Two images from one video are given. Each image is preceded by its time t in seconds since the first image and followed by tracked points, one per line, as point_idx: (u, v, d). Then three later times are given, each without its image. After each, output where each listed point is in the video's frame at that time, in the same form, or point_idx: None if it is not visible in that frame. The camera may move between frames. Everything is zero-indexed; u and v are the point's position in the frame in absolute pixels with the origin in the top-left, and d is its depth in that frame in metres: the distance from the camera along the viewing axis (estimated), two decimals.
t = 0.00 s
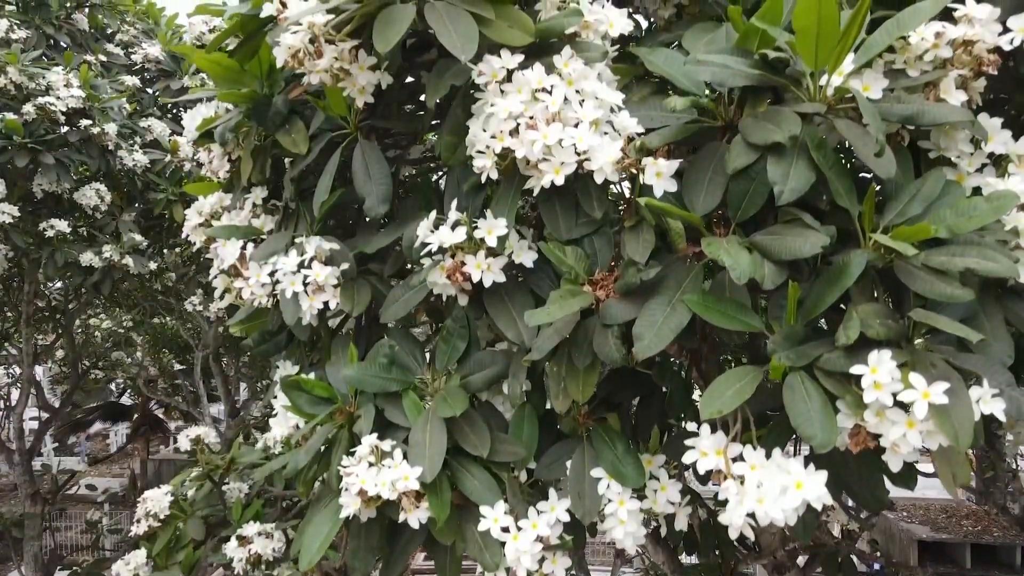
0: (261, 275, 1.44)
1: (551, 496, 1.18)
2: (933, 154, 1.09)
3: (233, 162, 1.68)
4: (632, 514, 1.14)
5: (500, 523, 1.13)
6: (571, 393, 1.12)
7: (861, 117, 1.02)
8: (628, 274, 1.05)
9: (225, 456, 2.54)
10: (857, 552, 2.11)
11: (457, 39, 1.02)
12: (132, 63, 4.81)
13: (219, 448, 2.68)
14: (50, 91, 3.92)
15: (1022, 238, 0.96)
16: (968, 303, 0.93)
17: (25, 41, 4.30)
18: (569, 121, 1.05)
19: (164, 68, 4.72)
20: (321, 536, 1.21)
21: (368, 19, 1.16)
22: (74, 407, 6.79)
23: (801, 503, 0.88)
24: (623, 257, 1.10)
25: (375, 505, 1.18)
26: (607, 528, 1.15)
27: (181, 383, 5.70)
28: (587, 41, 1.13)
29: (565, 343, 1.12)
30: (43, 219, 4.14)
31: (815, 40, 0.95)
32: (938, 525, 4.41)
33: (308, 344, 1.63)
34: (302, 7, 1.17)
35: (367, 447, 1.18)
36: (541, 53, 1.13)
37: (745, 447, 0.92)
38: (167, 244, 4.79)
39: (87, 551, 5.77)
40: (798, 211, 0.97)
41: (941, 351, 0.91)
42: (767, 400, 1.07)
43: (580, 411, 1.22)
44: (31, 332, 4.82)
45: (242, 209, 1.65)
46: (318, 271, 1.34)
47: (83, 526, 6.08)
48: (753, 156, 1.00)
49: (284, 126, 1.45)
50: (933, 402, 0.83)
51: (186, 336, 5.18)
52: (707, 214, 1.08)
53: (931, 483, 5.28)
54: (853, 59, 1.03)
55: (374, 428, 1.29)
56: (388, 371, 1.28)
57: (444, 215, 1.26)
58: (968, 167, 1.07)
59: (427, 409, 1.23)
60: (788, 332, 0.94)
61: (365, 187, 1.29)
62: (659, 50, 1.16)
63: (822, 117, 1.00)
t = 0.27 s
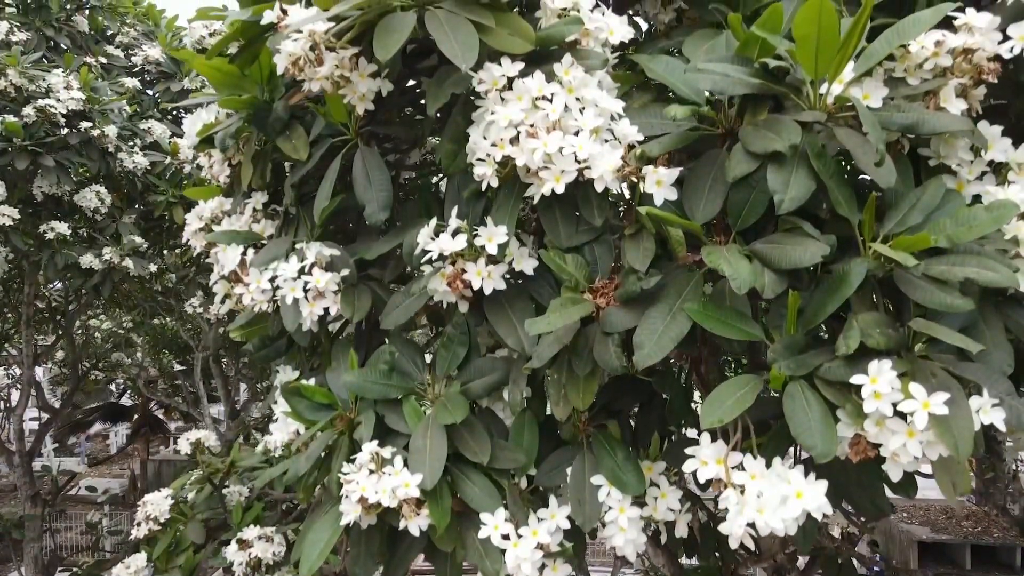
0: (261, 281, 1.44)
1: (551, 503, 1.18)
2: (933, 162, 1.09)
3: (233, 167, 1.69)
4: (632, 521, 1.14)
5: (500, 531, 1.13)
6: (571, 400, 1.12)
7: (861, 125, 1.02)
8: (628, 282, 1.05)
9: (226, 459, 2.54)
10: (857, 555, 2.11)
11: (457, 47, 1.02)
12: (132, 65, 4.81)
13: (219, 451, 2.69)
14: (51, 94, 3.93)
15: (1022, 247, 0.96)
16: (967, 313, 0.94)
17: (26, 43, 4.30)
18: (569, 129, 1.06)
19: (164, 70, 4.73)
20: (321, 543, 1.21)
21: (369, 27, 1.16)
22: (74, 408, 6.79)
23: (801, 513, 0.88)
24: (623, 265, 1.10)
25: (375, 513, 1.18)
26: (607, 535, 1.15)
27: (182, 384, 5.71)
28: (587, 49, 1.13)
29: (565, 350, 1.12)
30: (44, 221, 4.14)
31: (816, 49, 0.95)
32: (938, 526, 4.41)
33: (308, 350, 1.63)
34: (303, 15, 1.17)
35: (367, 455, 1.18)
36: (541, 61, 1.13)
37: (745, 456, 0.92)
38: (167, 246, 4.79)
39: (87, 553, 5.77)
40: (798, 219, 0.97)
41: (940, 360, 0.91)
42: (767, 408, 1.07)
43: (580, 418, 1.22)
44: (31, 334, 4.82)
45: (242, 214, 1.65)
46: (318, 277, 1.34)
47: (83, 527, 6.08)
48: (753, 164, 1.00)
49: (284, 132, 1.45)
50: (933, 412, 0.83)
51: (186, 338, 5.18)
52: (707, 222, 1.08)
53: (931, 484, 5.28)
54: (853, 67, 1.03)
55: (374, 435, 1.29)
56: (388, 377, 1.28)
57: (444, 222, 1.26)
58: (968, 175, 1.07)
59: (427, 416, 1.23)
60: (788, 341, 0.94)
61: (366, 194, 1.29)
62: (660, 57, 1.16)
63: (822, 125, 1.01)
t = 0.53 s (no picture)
0: (261, 290, 1.44)
1: (551, 515, 1.18)
2: (933, 174, 1.09)
3: (233, 176, 1.69)
4: (632, 533, 1.14)
5: (500, 543, 1.13)
6: (571, 413, 1.12)
7: (860, 139, 1.02)
8: (628, 295, 1.05)
9: (226, 465, 2.53)
10: (858, 560, 2.10)
11: (457, 60, 1.02)
12: (132, 68, 4.81)
13: (219, 456, 2.68)
14: (51, 97, 3.93)
15: (1022, 261, 0.96)
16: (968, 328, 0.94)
17: (26, 46, 4.30)
18: (570, 142, 1.06)
19: (164, 73, 4.73)
20: (321, 555, 1.21)
21: (369, 39, 1.16)
22: (74, 410, 6.79)
23: (802, 529, 0.88)
24: (623, 278, 1.10)
25: (375, 525, 1.18)
26: (607, 547, 1.15)
27: (182, 387, 5.71)
28: (587, 61, 1.13)
29: (565, 362, 1.12)
30: (43, 224, 4.14)
31: (816, 63, 0.95)
32: (938, 528, 4.42)
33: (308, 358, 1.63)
34: (303, 25, 1.17)
35: (367, 467, 1.18)
36: (541, 73, 1.13)
37: (746, 472, 0.92)
38: (167, 249, 4.79)
39: (87, 555, 5.77)
40: (798, 234, 0.98)
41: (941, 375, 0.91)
42: (768, 421, 1.07)
43: (580, 429, 1.22)
44: (31, 337, 4.82)
45: (242, 222, 1.65)
46: (318, 287, 1.34)
47: (83, 530, 6.08)
48: (753, 178, 1.00)
49: (285, 141, 1.45)
50: (933, 429, 0.83)
51: (187, 341, 5.18)
52: (707, 235, 1.08)
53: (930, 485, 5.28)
54: (853, 81, 1.03)
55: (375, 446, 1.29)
56: (389, 388, 1.28)
57: (445, 233, 1.26)
58: (967, 188, 1.07)
59: (428, 427, 1.23)
60: (788, 355, 0.94)
61: (366, 204, 1.29)
62: (660, 69, 1.16)
63: (822, 139, 1.01)
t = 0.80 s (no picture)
0: (261, 303, 1.44)
1: (551, 531, 1.18)
2: (933, 190, 1.09)
3: (233, 186, 1.69)
4: (632, 549, 1.14)
5: (500, 559, 1.13)
6: (571, 429, 1.12)
7: (860, 157, 1.02)
8: (628, 313, 1.05)
9: (226, 471, 2.53)
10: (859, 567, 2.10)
11: (457, 78, 1.02)
12: (132, 71, 4.81)
13: (220, 463, 2.69)
14: (51, 102, 3.93)
15: (1022, 280, 0.96)
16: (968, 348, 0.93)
17: (26, 50, 4.31)
18: (569, 159, 1.05)
19: (164, 77, 4.74)
20: (321, 571, 1.21)
21: (369, 55, 1.16)
22: (74, 413, 6.79)
23: (802, 550, 0.88)
24: (623, 294, 1.10)
25: (375, 540, 1.18)
26: (607, 563, 1.15)
27: (182, 390, 5.71)
28: (587, 77, 1.13)
29: (565, 379, 1.12)
30: (44, 229, 4.14)
31: (815, 82, 0.95)
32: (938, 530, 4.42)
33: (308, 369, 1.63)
34: (303, 41, 1.17)
35: (367, 482, 1.18)
36: (541, 89, 1.13)
37: (746, 491, 0.92)
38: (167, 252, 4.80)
39: (87, 559, 5.77)
40: (798, 252, 0.97)
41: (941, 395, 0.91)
42: (768, 438, 1.07)
43: (580, 444, 1.22)
44: (31, 341, 4.82)
45: (242, 233, 1.65)
46: (318, 301, 1.34)
47: (83, 533, 6.08)
48: (753, 196, 1.00)
49: (285, 154, 1.45)
50: (933, 451, 0.83)
51: (187, 344, 5.18)
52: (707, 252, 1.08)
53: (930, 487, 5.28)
54: (853, 98, 1.03)
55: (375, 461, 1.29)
56: (389, 402, 1.28)
57: (445, 247, 1.26)
58: (967, 205, 1.07)
59: (428, 442, 1.23)
60: (788, 375, 0.94)
61: (366, 219, 1.29)
62: (660, 85, 1.16)
63: (822, 157, 1.01)
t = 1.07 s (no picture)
0: (261, 317, 1.44)
1: (551, 548, 1.19)
2: (932, 209, 1.09)
3: (233, 198, 1.69)
4: (631, 567, 1.14)
5: None
6: (571, 447, 1.12)
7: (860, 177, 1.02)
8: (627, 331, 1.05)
9: (226, 479, 2.53)
10: None
11: (457, 98, 1.02)
12: (131, 75, 4.81)
13: (220, 470, 2.69)
14: (51, 107, 3.93)
15: (1021, 301, 0.96)
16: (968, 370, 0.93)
17: (26, 55, 4.31)
18: (569, 178, 1.05)
19: (164, 81, 4.74)
20: None
21: (368, 72, 1.16)
22: (74, 416, 6.78)
23: (801, 573, 0.88)
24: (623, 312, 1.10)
25: (375, 557, 1.18)
26: None
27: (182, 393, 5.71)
28: (587, 95, 1.13)
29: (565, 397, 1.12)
30: (44, 234, 4.14)
31: (815, 103, 0.95)
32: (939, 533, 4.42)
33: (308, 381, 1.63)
34: (304, 58, 1.18)
35: (367, 499, 1.19)
36: (541, 107, 1.13)
37: (745, 513, 0.92)
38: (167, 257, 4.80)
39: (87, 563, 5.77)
40: (798, 273, 0.97)
41: (941, 416, 0.91)
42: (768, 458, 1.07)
43: (580, 460, 1.22)
44: (31, 345, 4.82)
45: (242, 245, 1.65)
46: (317, 316, 1.34)
47: (83, 536, 6.07)
48: (752, 216, 1.00)
49: (284, 167, 1.45)
50: (932, 475, 0.84)
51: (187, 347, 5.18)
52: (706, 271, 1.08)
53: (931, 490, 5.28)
54: (852, 118, 1.03)
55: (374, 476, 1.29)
56: (388, 418, 1.28)
57: (444, 263, 1.26)
58: (967, 223, 1.07)
59: (428, 458, 1.23)
60: (787, 396, 0.94)
61: (365, 234, 1.29)
62: (660, 102, 1.16)
63: (821, 177, 1.01)
